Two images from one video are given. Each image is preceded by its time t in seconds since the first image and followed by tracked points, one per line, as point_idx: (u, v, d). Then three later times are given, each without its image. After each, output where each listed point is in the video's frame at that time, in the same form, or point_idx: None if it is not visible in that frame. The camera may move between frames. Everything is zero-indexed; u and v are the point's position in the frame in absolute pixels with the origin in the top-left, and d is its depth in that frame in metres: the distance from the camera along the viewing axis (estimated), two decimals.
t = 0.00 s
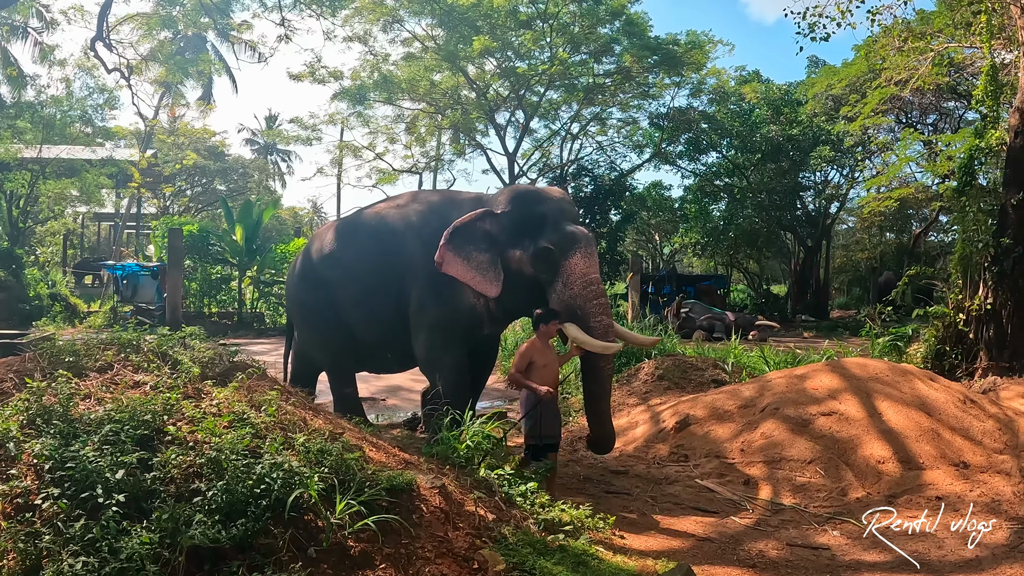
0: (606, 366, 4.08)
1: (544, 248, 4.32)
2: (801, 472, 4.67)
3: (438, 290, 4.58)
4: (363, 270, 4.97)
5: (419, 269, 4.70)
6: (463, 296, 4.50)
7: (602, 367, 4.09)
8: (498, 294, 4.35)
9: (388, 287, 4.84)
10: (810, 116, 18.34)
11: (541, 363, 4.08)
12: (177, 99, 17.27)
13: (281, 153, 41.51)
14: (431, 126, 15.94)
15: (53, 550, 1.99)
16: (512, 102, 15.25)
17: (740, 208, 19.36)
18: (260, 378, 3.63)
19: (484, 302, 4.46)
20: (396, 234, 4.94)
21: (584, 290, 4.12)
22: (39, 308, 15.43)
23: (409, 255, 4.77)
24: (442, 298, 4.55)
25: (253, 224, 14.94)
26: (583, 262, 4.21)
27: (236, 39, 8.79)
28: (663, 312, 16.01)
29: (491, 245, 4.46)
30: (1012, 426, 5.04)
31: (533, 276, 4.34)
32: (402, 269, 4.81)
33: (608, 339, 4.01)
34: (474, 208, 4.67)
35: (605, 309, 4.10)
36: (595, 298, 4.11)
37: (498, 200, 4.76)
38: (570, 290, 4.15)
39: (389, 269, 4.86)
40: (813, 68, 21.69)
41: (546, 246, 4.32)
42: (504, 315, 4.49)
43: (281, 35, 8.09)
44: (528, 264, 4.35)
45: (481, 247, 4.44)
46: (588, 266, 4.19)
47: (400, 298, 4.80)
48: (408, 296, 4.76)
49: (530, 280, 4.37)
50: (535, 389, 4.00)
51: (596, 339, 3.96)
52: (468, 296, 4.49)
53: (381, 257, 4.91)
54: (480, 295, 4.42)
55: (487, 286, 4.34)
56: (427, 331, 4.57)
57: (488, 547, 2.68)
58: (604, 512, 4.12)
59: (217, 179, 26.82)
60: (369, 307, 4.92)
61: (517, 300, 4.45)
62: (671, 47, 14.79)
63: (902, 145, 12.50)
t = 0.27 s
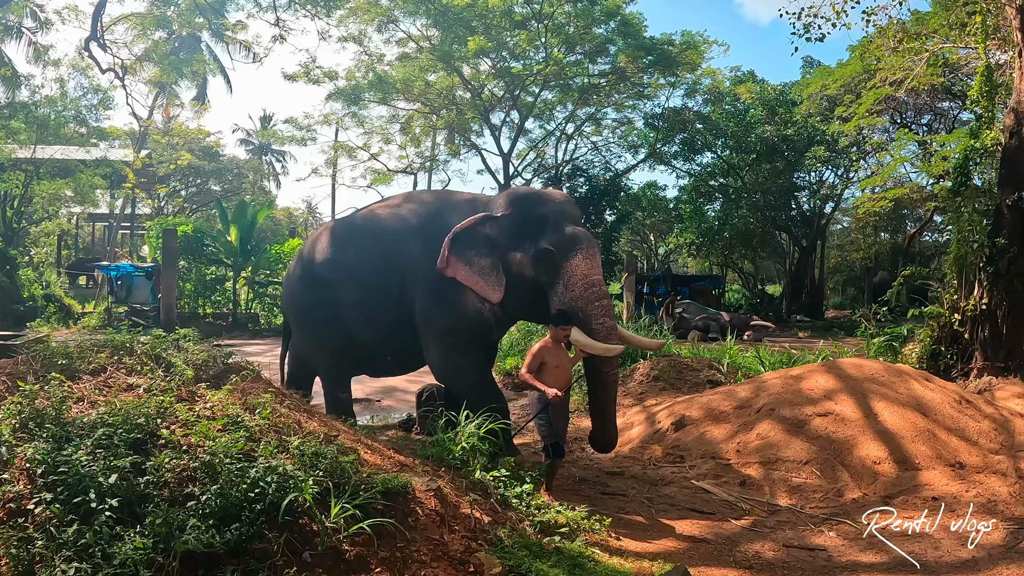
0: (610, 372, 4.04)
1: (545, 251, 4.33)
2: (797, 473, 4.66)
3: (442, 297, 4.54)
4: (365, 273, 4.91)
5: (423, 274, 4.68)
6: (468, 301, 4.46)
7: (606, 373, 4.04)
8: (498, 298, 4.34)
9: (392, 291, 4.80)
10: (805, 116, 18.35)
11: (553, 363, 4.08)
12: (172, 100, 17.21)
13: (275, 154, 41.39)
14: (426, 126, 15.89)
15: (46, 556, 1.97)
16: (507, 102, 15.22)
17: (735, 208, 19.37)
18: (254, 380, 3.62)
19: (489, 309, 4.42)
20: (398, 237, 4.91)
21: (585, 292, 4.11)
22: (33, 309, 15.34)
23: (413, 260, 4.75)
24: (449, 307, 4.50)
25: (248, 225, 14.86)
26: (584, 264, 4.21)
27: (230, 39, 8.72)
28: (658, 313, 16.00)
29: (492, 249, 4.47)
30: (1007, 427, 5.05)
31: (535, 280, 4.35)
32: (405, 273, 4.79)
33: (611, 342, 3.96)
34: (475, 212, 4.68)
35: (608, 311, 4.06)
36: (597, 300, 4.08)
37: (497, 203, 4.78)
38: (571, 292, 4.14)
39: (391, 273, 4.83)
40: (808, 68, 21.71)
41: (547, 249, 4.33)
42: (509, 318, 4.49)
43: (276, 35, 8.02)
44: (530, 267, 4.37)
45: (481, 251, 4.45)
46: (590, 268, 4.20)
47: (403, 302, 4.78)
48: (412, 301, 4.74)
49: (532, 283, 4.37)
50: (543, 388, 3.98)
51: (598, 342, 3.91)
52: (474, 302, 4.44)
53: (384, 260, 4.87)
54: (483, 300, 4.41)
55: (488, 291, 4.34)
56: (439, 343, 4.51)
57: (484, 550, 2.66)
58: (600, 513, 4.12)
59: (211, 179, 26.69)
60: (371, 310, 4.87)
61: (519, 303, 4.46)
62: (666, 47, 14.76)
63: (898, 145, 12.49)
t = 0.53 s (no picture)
0: (610, 379, 4.01)
1: (548, 252, 4.30)
2: (791, 473, 4.67)
3: (450, 301, 4.48)
4: (366, 276, 4.88)
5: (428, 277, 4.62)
6: (477, 306, 4.39)
7: (605, 380, 4.02)
8: (500, 299, 4.28)
9: (393, 294, 4.78)
10: (797, 116, 18.41)
11: (560, 369, 3.95)
12: (164, 100, 17.13)
13: (267, 154, 41.23)
14: (418, 126, 15.85)
15: (37, 560, 1.95)
16: (499, 102, 15.20)
17: (727, 208, 19.40)
18: (247, 382, 3.60)
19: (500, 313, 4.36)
20: (401, 238, 4.87)
21: (588, 295, 4.09)
22: (23, 310, 15.24)
23: (417, 262, 4.72)
24: (460, 313, 4.43)
25: (239, 225, 14.82)
26: (588, 267, 4.19)
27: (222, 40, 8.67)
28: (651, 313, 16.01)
29: (495, 250, 4.42)
30: (999, 426, 5.07)
31: (538, 282, 4.30)
32: (407, 276, 4.76)
33: (612, 346, 3.96)
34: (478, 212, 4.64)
35: (611, 315, 4.05)
36: (600, 303, 4.06)
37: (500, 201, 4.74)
38: (573, 295, 4.12)
39: (393, 275, 4.80)
40: (800, 69, 21.77)
41: (550, 250, 4.29)
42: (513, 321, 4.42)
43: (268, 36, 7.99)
44: (533, 269, 4.32)
45: (483, 252, 4.40)
46: (594, 272, 4.18)
47: (403, 305, 4.76)
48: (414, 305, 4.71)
49: (534, 285, 4.32)
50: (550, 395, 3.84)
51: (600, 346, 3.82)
52: (482, 307, 4.37)
53: (386, 262, 4.84)
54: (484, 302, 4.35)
55: (489, 292, 4.28)
56: (457, 353, 4.44)
57: (477, 552, 2.65)
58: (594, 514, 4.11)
59: (203, 179, 26.56)
60: (372, 312, 4.85)
61: (522, 306, 4.39)
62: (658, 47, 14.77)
63: (889, 145, 12.52)
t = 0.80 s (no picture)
0: (621, 388, 3.96)
1: (563, 251, 4.13)
2: (784, 473, 4.68)
3: (460, 302, 4.36)
4: (368, 275, 4.83)
5: (436, 279, 4.51)
6: (490, 305, 4.24)
7: (615, 389, 3.96)
8: (510, 298, 4.12)
9: (395, 295, 4.71)
10: (789, 117, 18.47)
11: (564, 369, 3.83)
12: (156, 99, 17.06)
13: (260, 153, 41.09)
14: (411, 126, 15.82)
15: (28, 563, 1.93)
16: (492, 102, 15.18)
17: (719, 208, 19.44)
18: (239, 382, 3.58)
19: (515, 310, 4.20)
20: (405, 238, 4.76)
21: (605, 297, 3.95)
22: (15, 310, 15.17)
23: (423, 260, 4.61)
24: (471, 312, 4.31)
25: (231, 224, 14.57)
26: (605, 270, 4.03)
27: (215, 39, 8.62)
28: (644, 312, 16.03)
29: (506, 246, 4.26)
30: (992, 426, 5.09)
31: (550, 282, 4.12)
32: (410, 278, 4.68)
33: (628, 353, 3.87)
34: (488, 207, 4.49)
35: (627, 319, 3.94)
36: (618, 308, 3.95)
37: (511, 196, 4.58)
38: (589, 297, 3.97)
39: (395, 276, 4.73)
40: (793, 69, 21.84)
41: (565, 249, 4.12)
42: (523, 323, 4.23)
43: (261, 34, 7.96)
44: (546, 268, 4.14)
45: (494, 247, 4.25)
46: (611, 274, 4.02)
47: (405, 308, 4.70)
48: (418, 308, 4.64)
49: (546, 285, 4.13)
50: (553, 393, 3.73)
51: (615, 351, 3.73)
52: (497, 306, 4.22)
53: (388, 262, 4.77)
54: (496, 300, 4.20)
55: (499, 290, 4.13)
56: (476, 352, 4.33)
57: (471, 553, 2.65)
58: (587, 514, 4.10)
59: (195, 179, 26.46)
60: (374, 312, 4.79)
61: (534, 308, 4.19)
62: (651, 47, 14.78)
63: (882, 146, 12.56)
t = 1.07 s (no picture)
0: (631, 388, 3.78)
1: (573, 243, 3.98)
2: (776, 473, 4.69)
3: (463, 296, 4.27)
4: (370, 273, 4.79)
5: (439, 273, 4.42)
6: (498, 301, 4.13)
7: (626, 389, 3.79)
8: (516, 291, 3.96)
9: (397, 293, 4.64)
10: (782, 118, 18.52)
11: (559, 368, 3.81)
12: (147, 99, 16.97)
13: (251, 153, 40.91)
14: (402, 126, 15.77)
15: (17, 564, 1.92)
16: (484, 102, 15.15)
17: (711, 208, 19.45)
18: (230, 383, 3.56)
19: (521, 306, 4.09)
20: (407, 234, 4.71)
21: (616, 292, 3.79)
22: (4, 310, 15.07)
23: (427, 258, 4.53)
24: (478, 308, 4.20)
25: (223, 225, 14.62)
26: (618, 263, 3.87)
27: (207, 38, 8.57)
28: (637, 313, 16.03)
29: (515, 238, 4.12)
30: (983, 426, 5.11)
31: (560, 275, 3.98)
32: (412, 275, 4.60)
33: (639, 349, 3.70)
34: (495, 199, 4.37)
35: (639, 315, 3.76)
36: (631, 303, 3.77)
37: (521, 189, 4.47)
38: (600, 291, 3.82)
39: (397, 273, 4.66)
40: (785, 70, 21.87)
41: (576, 241, 3.97)
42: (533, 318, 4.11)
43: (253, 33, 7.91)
44: (555, 261, 4.00)
45: (502, 238, 4.11)
46: (623, 267, 3.86)
47: (407, 305, 4.61)
48: (421, 305, 4.56)
49: (555, 279, 3.99)
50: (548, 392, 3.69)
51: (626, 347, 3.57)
52: (504, 301, 4.11)
53: (390, 259, 4.71)
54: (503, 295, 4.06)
55: (505, 283, 3.97)
56: (480, 349, 4.22)
57: (462, 554, 2.65)
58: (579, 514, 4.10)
59: (187, 179, 26.35)
60: (378, 311, 4.73)
61: (543, 303, 4.05)
62: (643, 47, 14.78)
63: (873, 146, 12.58)
